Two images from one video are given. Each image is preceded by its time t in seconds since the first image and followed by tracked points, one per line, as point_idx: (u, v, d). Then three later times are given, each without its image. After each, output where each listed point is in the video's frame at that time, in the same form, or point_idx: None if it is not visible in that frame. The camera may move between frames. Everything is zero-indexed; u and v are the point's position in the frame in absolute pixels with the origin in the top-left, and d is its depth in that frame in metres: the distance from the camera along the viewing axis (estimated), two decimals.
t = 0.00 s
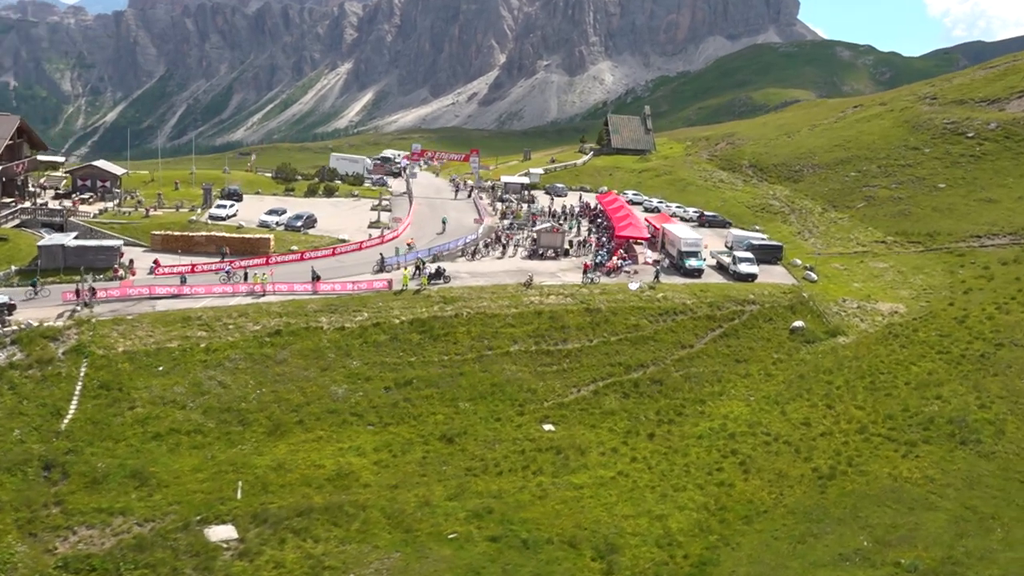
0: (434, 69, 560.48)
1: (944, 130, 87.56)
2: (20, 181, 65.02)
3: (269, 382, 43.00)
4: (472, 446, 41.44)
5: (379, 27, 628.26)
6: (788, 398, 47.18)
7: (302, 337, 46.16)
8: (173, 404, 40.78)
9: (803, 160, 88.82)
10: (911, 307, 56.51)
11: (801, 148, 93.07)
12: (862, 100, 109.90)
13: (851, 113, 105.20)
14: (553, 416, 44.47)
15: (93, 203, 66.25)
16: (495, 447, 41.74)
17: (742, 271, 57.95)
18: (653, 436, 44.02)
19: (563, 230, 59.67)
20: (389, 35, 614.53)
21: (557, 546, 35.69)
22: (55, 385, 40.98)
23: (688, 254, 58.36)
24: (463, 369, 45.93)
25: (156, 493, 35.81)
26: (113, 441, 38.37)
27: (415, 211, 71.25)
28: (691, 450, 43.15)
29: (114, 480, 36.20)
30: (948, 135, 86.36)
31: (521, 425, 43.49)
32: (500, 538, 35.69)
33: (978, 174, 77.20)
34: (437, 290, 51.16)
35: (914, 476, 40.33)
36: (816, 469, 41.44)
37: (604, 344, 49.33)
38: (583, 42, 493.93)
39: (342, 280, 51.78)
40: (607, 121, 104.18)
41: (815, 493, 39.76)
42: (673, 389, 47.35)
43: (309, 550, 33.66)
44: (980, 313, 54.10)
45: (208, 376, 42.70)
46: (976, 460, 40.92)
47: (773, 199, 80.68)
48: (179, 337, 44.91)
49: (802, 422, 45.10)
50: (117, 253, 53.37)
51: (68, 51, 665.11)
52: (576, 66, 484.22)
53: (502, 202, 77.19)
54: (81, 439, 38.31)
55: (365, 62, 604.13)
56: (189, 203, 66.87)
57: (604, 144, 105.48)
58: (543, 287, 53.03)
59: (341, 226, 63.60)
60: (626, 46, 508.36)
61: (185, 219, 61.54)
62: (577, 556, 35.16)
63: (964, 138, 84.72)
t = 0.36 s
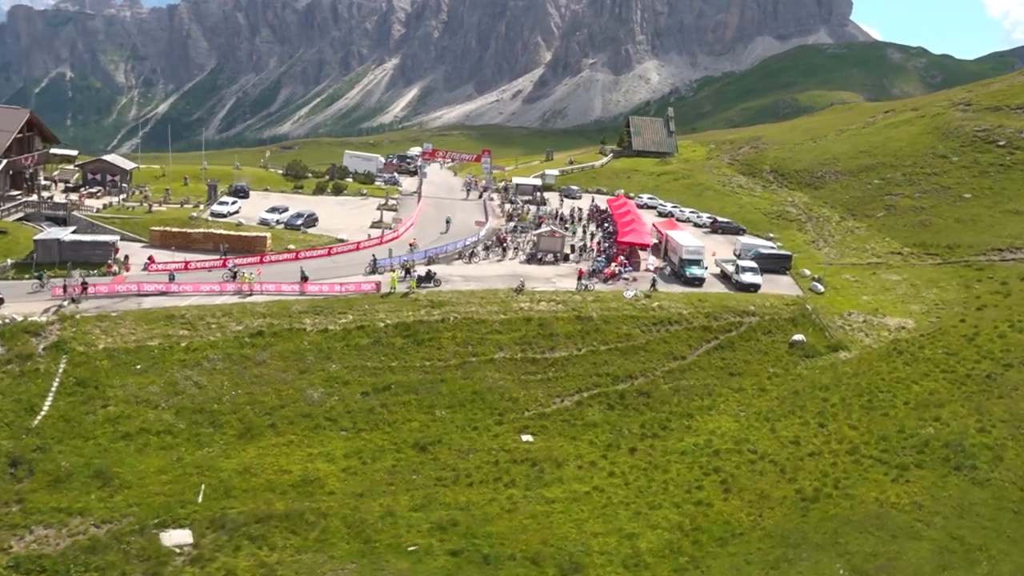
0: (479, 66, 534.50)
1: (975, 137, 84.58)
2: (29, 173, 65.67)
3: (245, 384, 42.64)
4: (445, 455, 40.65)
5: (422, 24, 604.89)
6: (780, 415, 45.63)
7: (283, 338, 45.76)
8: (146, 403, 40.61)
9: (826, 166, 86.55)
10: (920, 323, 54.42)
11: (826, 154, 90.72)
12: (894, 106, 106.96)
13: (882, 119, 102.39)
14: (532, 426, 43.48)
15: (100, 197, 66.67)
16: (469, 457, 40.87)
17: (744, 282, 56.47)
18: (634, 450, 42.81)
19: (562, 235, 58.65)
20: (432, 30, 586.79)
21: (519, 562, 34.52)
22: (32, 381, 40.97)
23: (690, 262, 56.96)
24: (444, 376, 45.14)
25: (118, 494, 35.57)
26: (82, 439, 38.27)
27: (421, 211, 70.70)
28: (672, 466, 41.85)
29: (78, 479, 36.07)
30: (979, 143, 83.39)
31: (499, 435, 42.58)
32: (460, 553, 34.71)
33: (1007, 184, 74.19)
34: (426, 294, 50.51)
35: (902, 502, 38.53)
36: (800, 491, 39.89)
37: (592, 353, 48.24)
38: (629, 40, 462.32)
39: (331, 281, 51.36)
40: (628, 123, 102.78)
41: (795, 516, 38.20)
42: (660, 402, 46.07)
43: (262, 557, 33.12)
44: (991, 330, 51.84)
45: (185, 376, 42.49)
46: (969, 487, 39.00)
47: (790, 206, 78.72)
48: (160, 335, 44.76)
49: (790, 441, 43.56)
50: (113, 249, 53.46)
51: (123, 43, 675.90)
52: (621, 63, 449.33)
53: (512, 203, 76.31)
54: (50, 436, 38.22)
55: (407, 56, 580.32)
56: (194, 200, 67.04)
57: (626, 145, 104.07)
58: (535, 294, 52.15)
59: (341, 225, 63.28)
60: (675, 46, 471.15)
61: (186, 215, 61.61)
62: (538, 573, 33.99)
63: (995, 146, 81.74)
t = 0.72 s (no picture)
0: (528, 66, 526.36)
1: (1012, 146, 81.51)
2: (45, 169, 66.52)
3: (227, 386, 42.51)
4: (421, 465, 40.07)
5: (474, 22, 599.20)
6: (773, 433, 44.17)
7: (270, 340, 45.59)
8: (126, 403, 40.66)
9: (853, 174, 84.29)
10: (932, 340, 52.40)
11: (855, 161, 88.32)
12: (931, 113, 103.90)
13: (917, 126, 99.45)
14: (515, 437, 42.66)
15: (114, 194, 67.35)
16: (445, 468, 40.22)
17: (750, 294, 55.05)
18: (618, 466, 41.77)
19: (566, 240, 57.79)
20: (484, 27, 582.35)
21: None
22: (16, 376, 41.17)
23: (695, 272, 55.63)
24: (429, 384, 44.58)
25: (86, 494, 35.58)
26: (59, 438, 38.41)
27: (431, 213, 70.34)
28: (654, 484, 40.71)
29: (50, 478, 36.19)
30: (1015, 152, 80.31)
31: (479, 445, 41.87)
32: (421, 566, 33.86)
33: None
34: (419, 299, 50.07)
35: (890, 530, 36.82)
36: (783, 514, 38.50)
37: (583, 364, 47.29)
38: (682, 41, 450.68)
39: (325, 284, 51.21)
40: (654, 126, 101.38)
41: (776, 541, 36.74)
42: (650, 416, 44.94)
43: (221, 563, 32.85)
44: (1006, 350, 49.63)
45: (168, 376, 42.49)
46: (964, 516, 37.18)
47: (812, 214, 76.80)
48: (149, 334, 44.85)
49: (781, 461, 42.16)
50: (115, 246, 53.66)
51: (180, 39, 688.03)
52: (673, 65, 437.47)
53: (526, 206, 75.55)
54: (28, 433, 38.37)
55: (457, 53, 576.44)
56: (206, 198, 67.43)
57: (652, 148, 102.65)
58: (530, 301, 51.46)
59: (347, 226, 63.13)
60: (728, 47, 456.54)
61: (194, 214, 61.93)
62: None
63: None
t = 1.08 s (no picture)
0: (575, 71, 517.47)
1: None
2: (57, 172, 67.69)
3: (207, 392, 42.60)
4: (395, 476, 39.62)
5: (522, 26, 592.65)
6: (761, 452, 42.91)
7: (256, 346, 45.67)
8: (106, 406, 40.93)
9: (876, 185, 82.18)
10: (938, 359, 50.62)
11: (880, 171, 86.07)
12: (965, 123, 101.00)
13: (949, 135, 96.63)
14: (494, 450, 41.96)
15: (123, 197, 68.36)
16: (419, 481, 39.61)
17: (750, 308, 54.03)
18: (597, 482, 40.76)
19: (565, 249, 57.36)
20: (529, 29, 582.29)
21: None
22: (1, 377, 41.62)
23: (695, 284, 54.57)
24: (412, 394, 44.21)
25: (56, 497, 35.78)
26: (37, 439, 38.74)
27: (438, 219, 70.17)
28: (633, 501, 39.52)
29: (22, 480, 36.44)
30: None
31: (456, 457, 41.28)
32: None
33: None
34: (409, 307, 50.10)
35: (871, 557, 34.98)
36: (763, 537, 36.92)
37: (570, 376, 46.64)
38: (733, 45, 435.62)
39: (316, 290, 51.39)
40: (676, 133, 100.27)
41: (752, 565, 35.02)
42: (635, 431, 43.99)
43: (179, 570, 32.72)
44: (1015, 370, 47.63)
45: (150, 380, 42.70)
46: (953, 545, 35.16)
47: (829, 226, 75.07)
48: (136, 338, 45.18)
49: (766, 482, 40.83)
50: (115, 249, 54.20)
51: (233, 41, 699.02)
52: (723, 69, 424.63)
53: (536, 214, 75.07)
54: (7, 434, 38.73)
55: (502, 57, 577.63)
56: (214, 202, 68.08)
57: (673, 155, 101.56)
58: (522, 311, 51.18)
59: (350, 232, 63.38)
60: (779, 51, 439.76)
61: (198, 218, 62.55)
62: None
63: None
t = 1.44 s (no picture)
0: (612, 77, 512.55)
1: None
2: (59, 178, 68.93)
3: (179, 399, 42.77)
4: (360, 487, 39.22)
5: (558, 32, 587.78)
6: (737, 470, 41.86)
7: (231, 354, 45.92)
8: (78, 412, 41.23)
9: (887, 196, 80.53)
10: (930, 378, 49.21)
11: (893, 182, 84.25)
12: (988, 132, 98.64)
13: (969, 145, 94.35)
14: (463, 463, 41.42)
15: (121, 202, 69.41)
16: (384, 493, 39.09)
17: (739, 321, 53.14)
18: (565, 497, 39.93)
19: (554, 260, 57.11)
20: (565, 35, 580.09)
21: None
22: None
23: (684, 296, 53.90)
24: (385, 404, 44.02)
25: (18, 503, 36.01)
26: (6, 444, 39.10)
27: (436, 226, 70.12)
28: (600, 518, 38.45)
29: None
30: None
31: (424, 469, 40.79)
32: None
33: None
34: (388, 317, 50.22)
35: None
36: (729, 558, 35.29)
37: (547, 388, 46.21)
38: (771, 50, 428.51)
39: (298, 298, 51.75)
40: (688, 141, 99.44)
41: None
42: (609, 446, 43.28)
43: None
44: (1010, 390, 46.02)
45: (123, 387, 42.99)
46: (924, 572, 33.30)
47: (835, 237, 73.72)
48: (114, 344, 45.59)
49: (738, 501, 39.57)
50: (104, 255, 54.70)
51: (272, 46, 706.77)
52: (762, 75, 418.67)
53: (537, 222, 74.81)
54: None
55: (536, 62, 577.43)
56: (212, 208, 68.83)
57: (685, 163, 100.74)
58: (503, 322, 51.06)
59: (343, 240, 63.81)
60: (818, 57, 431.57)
61: (192, 224, 63.19)
62: None
63: None
